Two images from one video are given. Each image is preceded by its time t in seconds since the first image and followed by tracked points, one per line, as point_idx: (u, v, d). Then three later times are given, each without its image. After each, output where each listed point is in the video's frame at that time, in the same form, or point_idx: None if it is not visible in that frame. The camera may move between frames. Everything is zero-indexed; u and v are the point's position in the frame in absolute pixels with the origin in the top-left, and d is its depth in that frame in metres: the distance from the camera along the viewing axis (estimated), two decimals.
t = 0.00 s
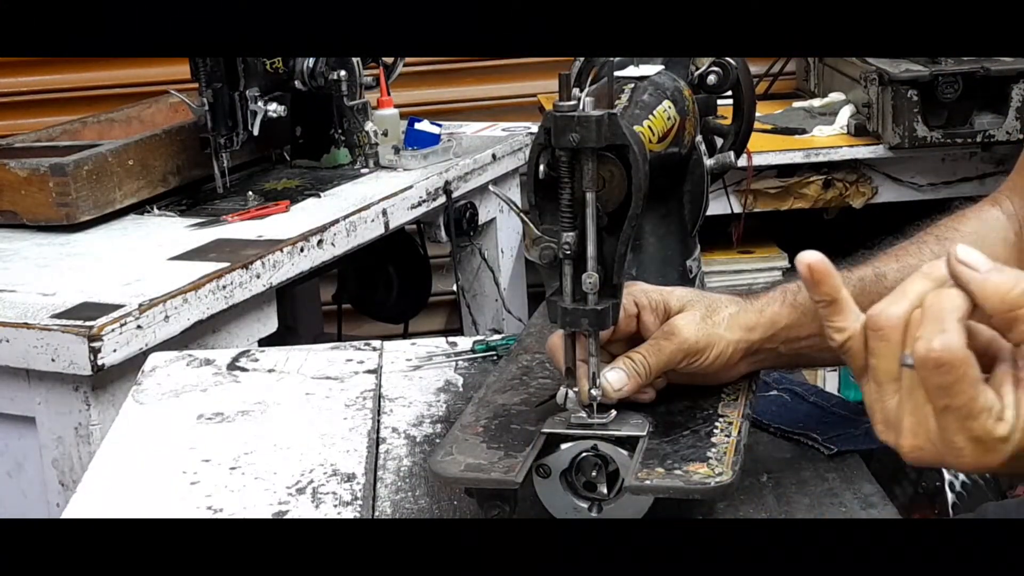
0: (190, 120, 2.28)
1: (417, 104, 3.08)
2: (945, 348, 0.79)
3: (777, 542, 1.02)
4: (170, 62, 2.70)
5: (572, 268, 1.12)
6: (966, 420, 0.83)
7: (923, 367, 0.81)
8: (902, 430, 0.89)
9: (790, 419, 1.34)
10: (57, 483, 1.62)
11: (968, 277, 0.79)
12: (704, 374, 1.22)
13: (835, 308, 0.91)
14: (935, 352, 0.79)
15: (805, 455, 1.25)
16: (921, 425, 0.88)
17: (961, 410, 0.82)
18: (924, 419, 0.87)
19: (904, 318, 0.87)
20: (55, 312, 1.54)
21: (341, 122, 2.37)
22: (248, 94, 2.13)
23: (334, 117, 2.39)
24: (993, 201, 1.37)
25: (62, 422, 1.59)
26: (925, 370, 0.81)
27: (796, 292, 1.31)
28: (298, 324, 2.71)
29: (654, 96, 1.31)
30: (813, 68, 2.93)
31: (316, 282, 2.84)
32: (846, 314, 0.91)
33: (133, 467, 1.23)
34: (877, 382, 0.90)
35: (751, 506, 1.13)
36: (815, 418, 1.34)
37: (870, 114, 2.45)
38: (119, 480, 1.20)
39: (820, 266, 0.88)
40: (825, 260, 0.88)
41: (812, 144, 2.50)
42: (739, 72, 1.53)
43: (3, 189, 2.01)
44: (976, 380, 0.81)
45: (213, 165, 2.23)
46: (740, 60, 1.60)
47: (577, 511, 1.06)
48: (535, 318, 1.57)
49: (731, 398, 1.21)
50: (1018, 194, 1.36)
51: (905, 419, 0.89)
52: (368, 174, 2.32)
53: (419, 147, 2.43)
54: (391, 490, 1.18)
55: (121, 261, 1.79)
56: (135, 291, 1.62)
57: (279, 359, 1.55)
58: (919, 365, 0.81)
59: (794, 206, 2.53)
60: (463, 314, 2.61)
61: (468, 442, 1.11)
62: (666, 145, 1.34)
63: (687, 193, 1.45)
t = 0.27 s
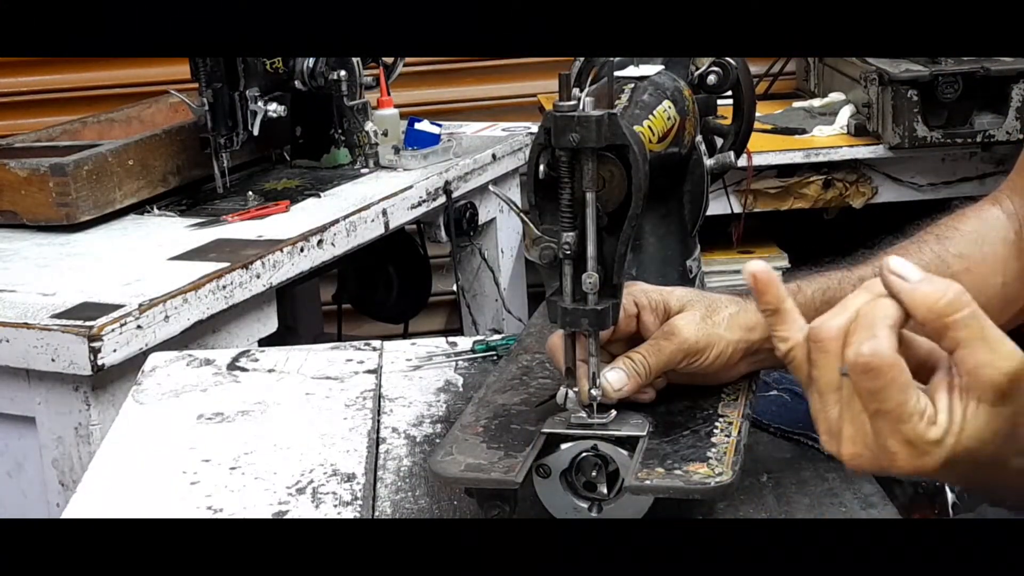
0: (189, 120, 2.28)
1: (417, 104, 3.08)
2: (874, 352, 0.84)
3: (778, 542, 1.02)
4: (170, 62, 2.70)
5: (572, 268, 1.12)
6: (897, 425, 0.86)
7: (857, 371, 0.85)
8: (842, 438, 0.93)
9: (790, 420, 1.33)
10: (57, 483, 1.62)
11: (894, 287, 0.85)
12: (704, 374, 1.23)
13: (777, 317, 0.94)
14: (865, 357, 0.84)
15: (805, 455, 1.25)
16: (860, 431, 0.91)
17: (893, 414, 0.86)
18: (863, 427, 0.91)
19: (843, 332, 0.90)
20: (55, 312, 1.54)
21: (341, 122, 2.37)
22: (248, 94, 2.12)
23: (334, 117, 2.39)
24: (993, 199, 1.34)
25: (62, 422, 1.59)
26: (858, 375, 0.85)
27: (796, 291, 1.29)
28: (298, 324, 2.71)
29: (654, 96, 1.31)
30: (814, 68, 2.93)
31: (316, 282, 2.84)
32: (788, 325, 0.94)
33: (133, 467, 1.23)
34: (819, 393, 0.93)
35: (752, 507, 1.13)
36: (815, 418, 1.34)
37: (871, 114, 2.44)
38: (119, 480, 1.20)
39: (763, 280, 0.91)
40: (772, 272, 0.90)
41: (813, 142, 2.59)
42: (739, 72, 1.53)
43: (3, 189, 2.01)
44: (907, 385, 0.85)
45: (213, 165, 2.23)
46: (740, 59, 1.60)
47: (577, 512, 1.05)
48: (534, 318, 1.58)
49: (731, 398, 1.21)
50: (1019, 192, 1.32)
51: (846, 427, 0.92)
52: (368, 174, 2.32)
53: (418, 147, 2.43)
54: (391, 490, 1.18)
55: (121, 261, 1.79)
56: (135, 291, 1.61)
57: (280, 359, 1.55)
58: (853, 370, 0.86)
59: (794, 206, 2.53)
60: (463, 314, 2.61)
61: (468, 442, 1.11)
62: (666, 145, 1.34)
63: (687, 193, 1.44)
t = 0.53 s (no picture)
0: (190, 120, 2.28)
1: (417, 104, 3.08)
2: (869, 339, 0.79)
3: (778, 542, 1.02)
4: (170, 62, 2.70)
5: (572, 268, 1.12)
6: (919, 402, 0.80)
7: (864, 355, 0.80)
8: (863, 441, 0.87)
9: (790, 419, 1.33)
10: (57, 483, 1.62)
11: (873, 283, 0.81)
12: (704, 374, 1.22)
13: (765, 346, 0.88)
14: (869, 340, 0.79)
15: (805, 455, 1.25)
16: (880, 428, 0.86)
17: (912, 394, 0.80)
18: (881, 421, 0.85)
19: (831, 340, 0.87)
20: (55, 311, 1.54)
21: (341, 122, 2.37)
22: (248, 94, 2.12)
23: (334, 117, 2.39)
24: (992, 199, 1.36)
25: (62, 422, 1.59)
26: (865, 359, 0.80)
27: (795, 291, 1.29)
28: (298, 325, 2.71)
29: (654, 96, 1.31)
30: (814, 68, 2.93)
31: (316, 283, 2.84)
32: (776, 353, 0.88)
33: (133, 467, 1.23)
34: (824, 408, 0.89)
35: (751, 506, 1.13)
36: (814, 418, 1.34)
37: (870, 114, 2.45)
38: (119, 480, 1.20)
39: (737, 312, 0.86)
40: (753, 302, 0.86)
41: (813, 144, 2.50)
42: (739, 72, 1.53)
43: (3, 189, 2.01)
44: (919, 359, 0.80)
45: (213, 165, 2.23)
46: (740, 60, 1.60)
47: (577, 511, 1.06)
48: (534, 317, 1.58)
49: (731, 397, 1.21)
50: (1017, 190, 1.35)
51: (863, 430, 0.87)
52: (368, 174, 2.32)
53: (418, 147, 2.43)
54: (391, 490, 1.18)
55: (121, 261, 1.79)
56: (135, 291, 1.62)
57: (279, 359, 1.55)
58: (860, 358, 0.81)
59: (794, 206, 2.53)
60: (463, 314, 2.61)
61: (468, 442, 1.11)
62: (666, 145, 1.34)
63: (687, 193, 1.44)
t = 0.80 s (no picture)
0: (189, 120, 2.28)
1: (417, 104, 3.08)
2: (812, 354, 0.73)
3: (778, 542, 1.02)
4: (170, 62, 2.70)
5: (572, 268, 1.12)
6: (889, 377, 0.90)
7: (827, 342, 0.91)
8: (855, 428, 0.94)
9: (790, 419, 1.33)
10: (57, 483, 1.62)
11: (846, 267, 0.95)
12: (704, 374, 1.22)
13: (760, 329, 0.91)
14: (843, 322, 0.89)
15: (805, 455, 1.25)
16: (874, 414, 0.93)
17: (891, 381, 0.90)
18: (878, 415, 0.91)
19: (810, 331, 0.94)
20: (55, 311, 1.54)
21: (341, 122, 2.37)
22: (248, 94, 2.12)
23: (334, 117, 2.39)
24: (991, 197, 1.37)
25: (62, 422, 1.59)
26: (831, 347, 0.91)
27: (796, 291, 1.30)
28: (298, 325, 2.71)
29: (654, 96, 1.31)
30: (814, 68, 2.93)
31: (316, 282, 2.84)
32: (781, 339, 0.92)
33: (133, 467, 1.23)
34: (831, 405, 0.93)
35: (752, 507, 1.13)
36: (814, 418, 1.34)
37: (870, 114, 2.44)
38: (120, 480, 1.20)
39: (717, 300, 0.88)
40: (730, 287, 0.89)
41: (813, 143, 2.60)
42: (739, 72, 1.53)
43: (2, 189, 2.01)
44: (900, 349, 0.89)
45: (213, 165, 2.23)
46: (740, 60, 1.60)
47: (577, 511, 1.06)
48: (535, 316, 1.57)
49: (731, 398, 1.21)
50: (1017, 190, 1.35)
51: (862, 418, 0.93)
52: (367, 174, 2.31)
53: (418, 147, 2.43)
54: (391, 490, 1.18)
55: (121, 261, 1.79)
56: (135, 291, 1.62)
57: (280, 359, 1.55)
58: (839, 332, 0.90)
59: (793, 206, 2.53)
60: (463, 314, 2.61)
61: (468, 442, 1.11)
62: (666, 145, 1.34)
63: (687, 193, 1.44)
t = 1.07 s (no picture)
0: (190, 120, 2.28)
1: (417, 104, 3.08)
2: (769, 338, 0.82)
3: (779, 542, 1.02)
4: (170, 62, 2.70)
5: (572, 268, 1.12)
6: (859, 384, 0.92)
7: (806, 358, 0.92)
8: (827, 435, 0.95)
9: (790, 420, 1.33)
10: (57, 483, 1.62)
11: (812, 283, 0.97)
12: (703, 374, 1.22)
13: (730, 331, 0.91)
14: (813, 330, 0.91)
15: (805, 455, 1.24)
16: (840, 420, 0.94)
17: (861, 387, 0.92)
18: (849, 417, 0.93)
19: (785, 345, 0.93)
20: (55, 312, 1.54)
21: (341, 122, 2.37)
22: (248, 94, 2.12)
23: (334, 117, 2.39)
24: (991, 198, 1.37)
25: (62, 422, 1.59)
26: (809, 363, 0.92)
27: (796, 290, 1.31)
28: (297, 325, 2.71)
29: (654, 96, 1.31)
30: (813, 68, 2.93)
31: (316, 283, 2.84)
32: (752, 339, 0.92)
33: (133, 467, 1.23)
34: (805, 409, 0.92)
35: (752, 507, 1.13)
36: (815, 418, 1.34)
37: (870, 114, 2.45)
38: (120, 480, 1.20)
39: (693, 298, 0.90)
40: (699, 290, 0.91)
41: (813, 144, 2.50)
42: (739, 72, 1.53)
43: (2, 189, 2.01)
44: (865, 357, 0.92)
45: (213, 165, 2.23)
46: (740, 60, 1.60)
47: (578, 511, 1.06)
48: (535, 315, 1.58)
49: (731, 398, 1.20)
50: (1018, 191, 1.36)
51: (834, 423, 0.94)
52: (368, 174, 2.31)
53: (418, 147, 2.43)
54: (391, 490, 1.18)
55: (121, 261, 1.79)
56: (136, 291, 1.62)
57: (279, 359, 1.55)
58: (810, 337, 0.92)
59: (794, 206, 2.53)
60: (463, 314, 2.61)
61: (468, 442, 1.11)
62: (665, 145, 1.34)
63: (687, 193, 1.44)
